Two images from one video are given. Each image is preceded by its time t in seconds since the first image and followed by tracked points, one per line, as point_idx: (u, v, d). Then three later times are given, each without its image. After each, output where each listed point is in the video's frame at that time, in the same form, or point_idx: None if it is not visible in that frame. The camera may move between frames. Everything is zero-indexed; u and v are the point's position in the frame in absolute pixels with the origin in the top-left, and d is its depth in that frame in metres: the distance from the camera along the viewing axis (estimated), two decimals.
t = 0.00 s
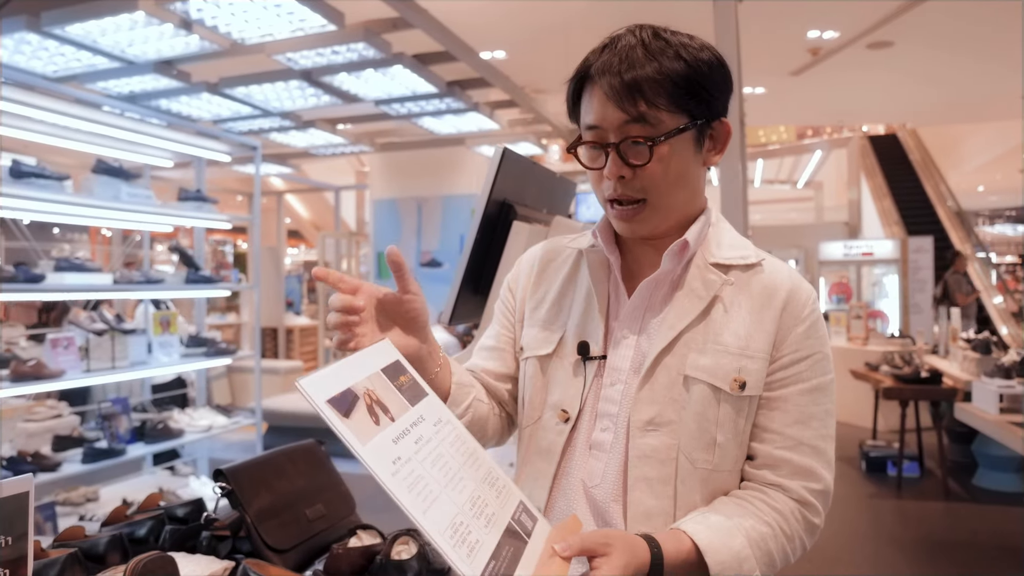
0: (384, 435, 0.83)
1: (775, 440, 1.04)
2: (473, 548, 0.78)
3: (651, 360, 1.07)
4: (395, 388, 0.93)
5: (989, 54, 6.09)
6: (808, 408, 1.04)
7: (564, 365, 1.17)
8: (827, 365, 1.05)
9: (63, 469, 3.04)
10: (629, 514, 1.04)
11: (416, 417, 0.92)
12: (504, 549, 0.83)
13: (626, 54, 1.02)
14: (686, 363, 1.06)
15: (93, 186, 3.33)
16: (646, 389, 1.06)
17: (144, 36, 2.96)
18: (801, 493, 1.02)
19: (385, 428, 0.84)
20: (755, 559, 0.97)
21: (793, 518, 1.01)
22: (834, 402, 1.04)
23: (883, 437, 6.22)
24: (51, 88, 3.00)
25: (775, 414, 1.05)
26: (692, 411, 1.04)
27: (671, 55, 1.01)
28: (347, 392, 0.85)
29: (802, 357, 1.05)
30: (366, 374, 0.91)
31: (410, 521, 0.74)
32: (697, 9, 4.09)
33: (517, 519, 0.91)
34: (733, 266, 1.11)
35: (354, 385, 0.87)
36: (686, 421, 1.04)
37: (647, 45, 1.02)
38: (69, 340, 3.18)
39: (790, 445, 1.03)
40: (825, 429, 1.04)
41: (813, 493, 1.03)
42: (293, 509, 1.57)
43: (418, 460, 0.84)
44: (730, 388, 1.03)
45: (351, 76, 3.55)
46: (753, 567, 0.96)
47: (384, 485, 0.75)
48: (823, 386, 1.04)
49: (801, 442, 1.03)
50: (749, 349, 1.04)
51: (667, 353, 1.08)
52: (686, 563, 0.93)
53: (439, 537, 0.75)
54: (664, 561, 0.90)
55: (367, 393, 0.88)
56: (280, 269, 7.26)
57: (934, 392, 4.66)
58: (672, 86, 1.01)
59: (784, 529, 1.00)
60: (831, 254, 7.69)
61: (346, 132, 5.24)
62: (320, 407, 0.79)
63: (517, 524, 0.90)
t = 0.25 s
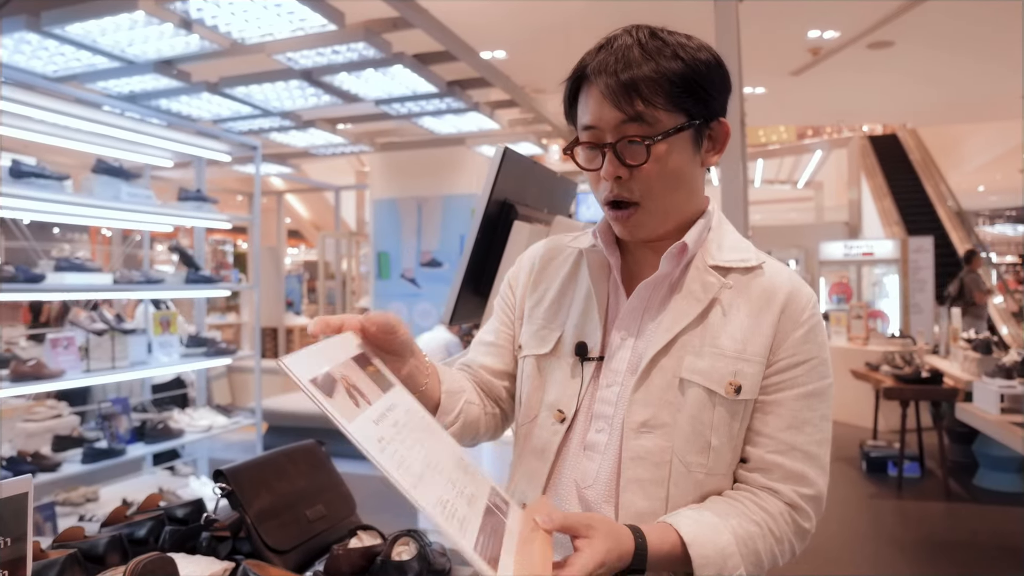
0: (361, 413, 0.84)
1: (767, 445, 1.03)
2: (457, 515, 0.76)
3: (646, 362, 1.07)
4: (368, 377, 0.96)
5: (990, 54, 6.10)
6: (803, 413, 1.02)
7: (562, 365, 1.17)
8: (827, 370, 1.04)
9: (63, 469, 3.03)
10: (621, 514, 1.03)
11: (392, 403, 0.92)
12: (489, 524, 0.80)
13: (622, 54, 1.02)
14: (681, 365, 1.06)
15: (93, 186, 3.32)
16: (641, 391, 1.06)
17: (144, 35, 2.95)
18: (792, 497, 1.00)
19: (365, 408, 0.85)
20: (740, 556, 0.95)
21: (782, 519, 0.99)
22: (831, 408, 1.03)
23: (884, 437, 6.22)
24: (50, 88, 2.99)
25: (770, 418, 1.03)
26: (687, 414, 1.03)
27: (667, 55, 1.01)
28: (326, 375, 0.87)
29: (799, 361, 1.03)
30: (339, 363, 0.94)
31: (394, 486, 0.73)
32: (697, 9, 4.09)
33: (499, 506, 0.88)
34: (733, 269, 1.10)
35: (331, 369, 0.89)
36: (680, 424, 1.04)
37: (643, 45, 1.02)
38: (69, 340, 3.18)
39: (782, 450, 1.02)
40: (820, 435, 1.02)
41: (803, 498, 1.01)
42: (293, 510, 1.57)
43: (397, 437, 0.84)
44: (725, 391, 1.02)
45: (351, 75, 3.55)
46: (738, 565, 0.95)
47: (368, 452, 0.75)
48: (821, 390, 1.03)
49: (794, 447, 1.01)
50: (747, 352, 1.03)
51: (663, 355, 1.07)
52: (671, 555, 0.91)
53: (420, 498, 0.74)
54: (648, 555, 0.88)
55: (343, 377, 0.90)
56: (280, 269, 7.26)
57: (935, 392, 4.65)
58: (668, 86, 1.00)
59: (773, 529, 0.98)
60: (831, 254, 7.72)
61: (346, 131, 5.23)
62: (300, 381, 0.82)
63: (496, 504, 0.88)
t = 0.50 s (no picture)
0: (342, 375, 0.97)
1: (762, 439, 1.01)
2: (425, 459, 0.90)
3: (640, 358, 1.06)
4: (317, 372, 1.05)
5: (990, 54, 6.09)
6: (799, 406, 1.00)
7: (557, 362, 1.16)
8: (822, 363, 1.02)
9: (62, 469, 3.03)
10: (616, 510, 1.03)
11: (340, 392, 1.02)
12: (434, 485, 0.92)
13: (616, 49, 1.02)
14: (675, 361, 1.05)
15: (92, 185, 3.31)
16: (635, 387, 1.06)
17: (143, 34, 2.95)
18: (785, 489, 0.98)
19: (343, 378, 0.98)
20: (727, 546, 0.93)
21: (774, 512, 0.97)
22: (828, 402, 1.01)
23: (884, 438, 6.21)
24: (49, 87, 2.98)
25: (764, 412, 1.02)
26: (681, 410, 1.03)
27: (660, 50, 1.00)
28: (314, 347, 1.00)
29: (793, 354, 1.01)
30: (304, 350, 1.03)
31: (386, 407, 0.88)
32: (697, 8, 4.09)
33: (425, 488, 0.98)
34: (727, 263, 1.09)
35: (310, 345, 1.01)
36: (674, 421, 1.03)
37: (636, 41, 1.02)
38: (68, 340, 3.17)
39: (777, 444, 1.00)
40: (816, 429, 1.00)
41: (798, 491, 0.98)
42: (290, 510, 1.56)
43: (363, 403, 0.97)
44: (720, 386, 1.01)
45: (351, 75, 3.54)
46: (724, 554, 0.92)
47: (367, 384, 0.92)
48: (817, 384, 1.01)
49: (789, 441, 0.99)
50: (741, 347, 1.02)
51: (657, 351, 1.07)
52: (651, 548, 0.91)
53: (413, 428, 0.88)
54: (629, 543, 0.89)
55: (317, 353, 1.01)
56: (280, 269, 7.25)
57: (935, 393, 4.64)
58: (662, 81, 1.00)
59: (764, 521, 0.96)
60: (831, 254, 7.81)
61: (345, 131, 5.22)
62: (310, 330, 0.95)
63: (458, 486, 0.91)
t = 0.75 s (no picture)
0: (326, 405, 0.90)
1: (764, 438, 1.01)
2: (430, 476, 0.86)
3: (643, 357, 1.05)
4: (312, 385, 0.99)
5: (990, 54, 6.09)
6: (801, 405, 1.00)
7: (558, 363, 1.16)
8: (824, 362, 1.02)
9: (62, 469, 3.02)
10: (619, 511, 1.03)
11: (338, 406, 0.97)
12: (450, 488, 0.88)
13: (621, 47, 1.01)
14: (678, 360, 1.04)
15: (91, 185, 3.31)
16: (638, 386, 1.05)
17: (142, 34, 2.94)
18: (788, 488, 0.98)
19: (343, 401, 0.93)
20: (731, 547, 0.93)
21: (778, 511, 0.97)
22: (829, 401, 1.01)
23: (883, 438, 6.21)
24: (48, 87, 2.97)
25: (766, 411, 1.02)
26: (683, 410, 1.02)
27: (665, 49, 1.00)
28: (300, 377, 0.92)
29: (796, 352, 1.02)
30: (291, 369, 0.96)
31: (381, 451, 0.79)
32: (697, 8, 4.09)
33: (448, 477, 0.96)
34: (728, 263, 1.09)
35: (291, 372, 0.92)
36: (677, 421, 1.02)
37: (640, 39, 1.01)
38: (67, 340, 3.16)
39: (779, 442, 1.00)
40: (818, 427, 1.00)
41: (801, 490, 0.99)
42: (290, 510, 1.56)
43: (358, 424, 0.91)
44: (723, 386, 1.01)
45: (351, 75, 3.54)
46: (729, 556, 0.93)
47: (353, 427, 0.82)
48: (818, 382, 1.01)
49: (791, 439, 1.00)
50: (744, 346, 1.02)
51: (660, 351, 1.06)
52: (657, 551, 0.91)
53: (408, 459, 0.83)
54: (634, 546, 0.89)
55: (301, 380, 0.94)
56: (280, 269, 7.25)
57: (935, 393, 4.63)
58: (667, 80, 1.00)
59: (768, 521, 0.97)
60: (831, 254, 7.84)
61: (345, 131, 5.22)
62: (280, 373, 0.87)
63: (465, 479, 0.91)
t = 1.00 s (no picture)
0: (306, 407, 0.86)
1: (758, 443, 1.01)
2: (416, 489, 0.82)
3: (637, 359, 1.05)
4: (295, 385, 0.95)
5: (989, 54, 6.09)
6: (796, 411, 0.99)
7: (552, 361, 1.17)
8: (822, 368, 1.01)
9: (62, 469, 3.02)
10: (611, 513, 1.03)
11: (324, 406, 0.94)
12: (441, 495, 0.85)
13: (622, 47, 1.01)
14: (672, 363, 1.04)
15: (91, 185, 3.31)
16: (631, 390, 1.05)
17: (142, 34, 2.94)
18: (782, 496, 0.97)
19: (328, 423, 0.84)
20: (720, 554, 0.94)
21: (770, 519, 0.97)
22: (826, 407, 1.00)
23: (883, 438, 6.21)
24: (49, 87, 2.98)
25: (761, 416, 1.01)
26: (676, 413, 1.02)
27: (667, 50, 1.00)
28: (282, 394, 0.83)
29: (791, 358, 1.01)
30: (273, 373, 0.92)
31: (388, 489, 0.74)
32: (697, 8, 4.09)
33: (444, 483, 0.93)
34: (727, 265, 1.09)
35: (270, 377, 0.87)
36: (670, 424, 1.02)
37: (643, 39, 1.01)
38: (66, 340, 3.17)
39: (774, 448, 0.99)
40: (813, 434, 0.99)
41: (795, 498, 0.98)
42: (289, 510, 1.56)
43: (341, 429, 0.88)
44: (716, 389, 1.01)
45: (350, 75, 3.54)
46: (717, 563, 0.93)
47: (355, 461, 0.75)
48: (815, 389, 1.00)
49: (785, 446, 0.99)
50: (738, 349, 1.02)
51: (654, 354, 1.06)
52: (645, 556, 0.92)
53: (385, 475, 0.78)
54: (620, 553, 0.90)
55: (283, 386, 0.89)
56: (279, 269, 7.25)
57: (935, 393, 4.63)
58: (667, 81, 1.00)
59: (760, 529, 0.96)
60: (831, 254, 7.81)
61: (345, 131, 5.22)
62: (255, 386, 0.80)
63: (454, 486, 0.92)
